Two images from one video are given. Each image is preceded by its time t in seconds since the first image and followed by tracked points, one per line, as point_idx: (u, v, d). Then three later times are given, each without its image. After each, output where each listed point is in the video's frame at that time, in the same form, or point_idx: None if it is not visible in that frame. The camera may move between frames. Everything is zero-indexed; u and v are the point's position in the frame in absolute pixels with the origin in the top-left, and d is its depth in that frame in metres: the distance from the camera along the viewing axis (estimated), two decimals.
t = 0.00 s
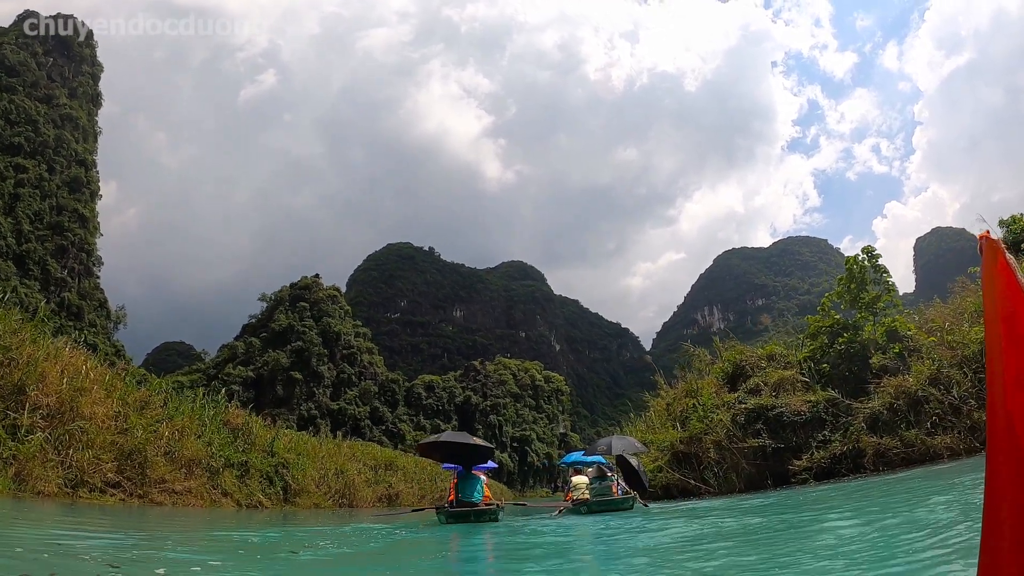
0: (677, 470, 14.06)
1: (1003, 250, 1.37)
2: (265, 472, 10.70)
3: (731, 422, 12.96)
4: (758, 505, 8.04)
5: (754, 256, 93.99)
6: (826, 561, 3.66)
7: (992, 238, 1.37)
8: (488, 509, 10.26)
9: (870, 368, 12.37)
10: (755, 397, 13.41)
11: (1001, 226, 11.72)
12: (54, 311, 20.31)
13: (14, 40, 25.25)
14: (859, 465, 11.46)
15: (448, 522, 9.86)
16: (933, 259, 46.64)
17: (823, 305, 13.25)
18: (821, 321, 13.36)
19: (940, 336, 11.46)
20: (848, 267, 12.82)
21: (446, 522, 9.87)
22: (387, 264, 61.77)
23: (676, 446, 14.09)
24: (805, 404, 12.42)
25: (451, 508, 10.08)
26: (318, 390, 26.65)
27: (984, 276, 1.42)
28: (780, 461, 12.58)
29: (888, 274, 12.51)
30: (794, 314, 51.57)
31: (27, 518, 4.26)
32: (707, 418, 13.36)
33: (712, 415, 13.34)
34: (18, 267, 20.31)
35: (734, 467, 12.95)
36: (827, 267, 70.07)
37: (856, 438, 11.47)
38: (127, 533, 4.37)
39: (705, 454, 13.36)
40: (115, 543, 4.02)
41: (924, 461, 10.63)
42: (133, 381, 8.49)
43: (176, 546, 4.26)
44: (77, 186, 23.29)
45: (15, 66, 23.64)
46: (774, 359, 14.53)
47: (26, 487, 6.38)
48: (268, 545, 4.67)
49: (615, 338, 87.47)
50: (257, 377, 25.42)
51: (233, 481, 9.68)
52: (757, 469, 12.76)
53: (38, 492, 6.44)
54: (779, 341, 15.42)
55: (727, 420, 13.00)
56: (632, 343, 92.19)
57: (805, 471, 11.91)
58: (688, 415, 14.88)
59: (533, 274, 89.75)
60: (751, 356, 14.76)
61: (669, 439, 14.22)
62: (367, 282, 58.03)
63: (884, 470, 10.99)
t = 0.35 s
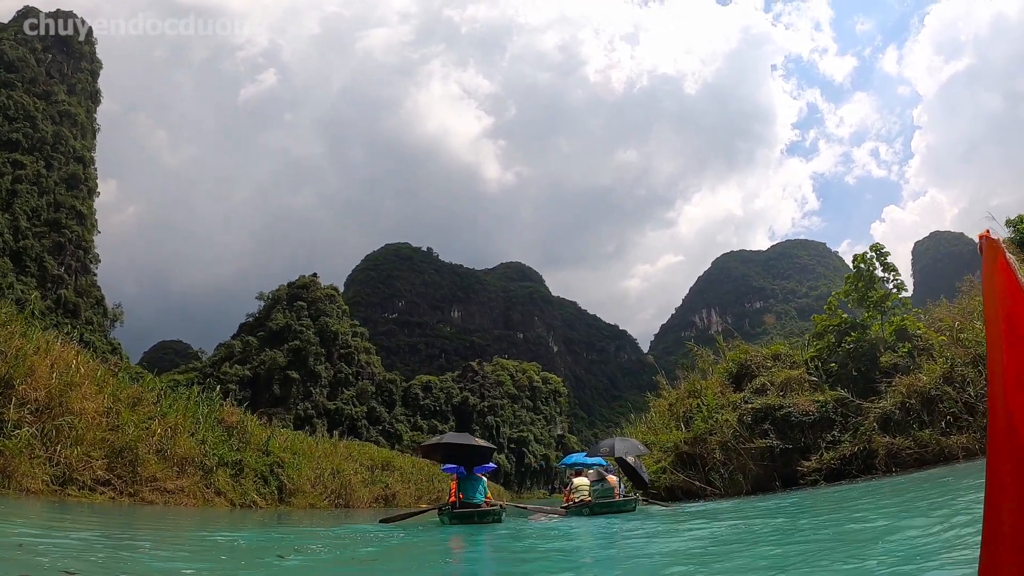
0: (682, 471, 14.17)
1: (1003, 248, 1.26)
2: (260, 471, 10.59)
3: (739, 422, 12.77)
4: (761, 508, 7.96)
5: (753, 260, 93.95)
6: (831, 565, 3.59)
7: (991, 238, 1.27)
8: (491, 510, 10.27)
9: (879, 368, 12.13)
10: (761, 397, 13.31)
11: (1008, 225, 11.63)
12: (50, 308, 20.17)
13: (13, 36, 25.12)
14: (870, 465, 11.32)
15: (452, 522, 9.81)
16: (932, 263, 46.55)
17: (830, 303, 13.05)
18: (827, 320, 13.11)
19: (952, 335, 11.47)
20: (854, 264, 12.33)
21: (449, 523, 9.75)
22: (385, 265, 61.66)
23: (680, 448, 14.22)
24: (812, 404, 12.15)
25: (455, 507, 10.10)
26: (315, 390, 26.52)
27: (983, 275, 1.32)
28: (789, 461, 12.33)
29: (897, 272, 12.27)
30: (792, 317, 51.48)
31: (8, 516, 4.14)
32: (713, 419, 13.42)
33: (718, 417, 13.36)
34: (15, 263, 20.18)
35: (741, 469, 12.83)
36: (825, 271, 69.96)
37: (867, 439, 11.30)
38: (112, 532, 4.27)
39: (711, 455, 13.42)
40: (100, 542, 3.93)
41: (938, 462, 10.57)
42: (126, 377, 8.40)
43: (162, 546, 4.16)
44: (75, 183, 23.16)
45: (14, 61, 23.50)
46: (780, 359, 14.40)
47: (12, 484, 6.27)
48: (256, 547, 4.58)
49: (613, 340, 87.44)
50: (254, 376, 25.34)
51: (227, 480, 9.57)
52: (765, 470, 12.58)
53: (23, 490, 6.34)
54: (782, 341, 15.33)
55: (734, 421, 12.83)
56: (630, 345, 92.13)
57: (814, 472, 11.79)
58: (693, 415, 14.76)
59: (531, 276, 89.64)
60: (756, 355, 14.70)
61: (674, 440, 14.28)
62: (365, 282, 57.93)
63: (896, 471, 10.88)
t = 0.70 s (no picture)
0: (690, 468, 14.17)
1: (1003, 247, 1.27)
2: (257, 472, 10.48)
3: (748, 418, 12.72)
4: (766, 506, 7.91)
5: (750, 258, 94.02)
6: (843, 564, 3.52)
7: (992, 237, 1.28)
8: (498, 509, 10.22)
9: (889, 361, 12.09)
10: (769, 391, 13.00)
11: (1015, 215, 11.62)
12: (46, 310, 20.01)
13: (8, 37, 24.94)
14: (885, 460, 11.10)
15: (459, 522, 9.74)
16: (929, 261, 46.59)
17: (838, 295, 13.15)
18: (836, 313, 13.27)
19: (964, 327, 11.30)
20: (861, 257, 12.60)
21: (456, 523, 9.70)
22: (383, 265, 61.54)
23: (687, 444, 14.18)
24: (823, 398, 11.96)
25: (462, 507, 10.01)
26: (313, 390, 26.41)
27: (983, 273, 1.31)
28: (799, 458, 12.21)
29: (906, 263, 12.26)
30: (790, 316, 51.46)
31: None
32: (720, 415, 13.43)
33: (724, 413, 13.33)
34: (10, 265, 20.03)
35: (751, 465, 12.84)
36: (822, 269, 70.04)
37: (881, 432, 11.09)
38: (103, 535, 4.19)
39: (720, 452, 13.36)
40: (89, 546, 3.84)
41: (955, 454, 10.41)
42: (120, 377, 8.32)
43: (154, 549, 4.07)
44: (71, 184, 23.01)
45: (9, 63, 23.34)
46: (787, 353, 14.32)
47: None
48: (252, 549, 4.50)
49: (610, 339, 87.48)
50: (252, 377, 25.27)
51: (222, 482, 9.47)
52: (775, 466, 12.49)
53: (11, 492, 6.23)
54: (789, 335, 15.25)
55: (742, 416, 12.79)
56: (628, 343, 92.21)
57: (827, 467, 11.66)
58: (701, 410, 14.76)
59: (529, 275, 89.53)
60: (764, 350, 14.46)
61: (680, 437, 14.30)
62: (362, 282, 57.79)
63: (912, 465, 10.68)
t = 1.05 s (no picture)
0: (696, 465, 14.04)
1: (1003, 251, 1.37)
2: (253, 473, 10.39)
3: (756, 413, 12.66)
4: (771, 504, 7.86)
5: (746, 256, 94.11)
6: (845, 560, 3.57)
7: (993, 242, 1.38)
8: (502, 509, 10.14)
9: (898, 355, 12.03)
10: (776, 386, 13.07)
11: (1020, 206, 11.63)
12: (41, 311, 19.86)
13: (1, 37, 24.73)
14: (897, 454, 11.05)
15: (464, 521, 9.69)
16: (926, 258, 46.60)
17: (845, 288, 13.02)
18: (842, 306, 13.15)
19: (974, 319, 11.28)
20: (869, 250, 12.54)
21: (460, 523, 9.64)
22: (379, 265, 61.40)
23: (693, 441, 14.00)
24: (832, 392, 11.95)
25: (467, 507, 10.00)
26: (310, 391, 26.33)
27: (985, 277, 1.41)
28: (809, 453, 12.19)
29: (914, 254, 12.20)
30: (787, 314, 51.47)
31: None
32: (726, 411, 13.30)
33: (730, 409, 13.23)
34: (5, 266, 19.87)
35: (759, 461, 12.79)
36: (818, 267, 70.09)
37: (894, 425, 10.99)
38: (95, 538, 4.11)
39: (727, 449, 13.22)
40: (79, 549, 3.76)
41: (970, 447, 10.31)
42: (110, 376, 8.23)
43: (147, 552, 4.00)
44: (66, 185, 22.86)
45: (3, 63, 23.17)
46: (793, 347, 14.31)
47: None
48: (247, 552, 4.42)
49: (607, 337, 87.50)
50: (248, 378, 25.09)
51: (217, 482, 9.37)
52: (784, 462, 12.45)
53: None
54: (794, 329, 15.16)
55: (750, 410, 12.73)
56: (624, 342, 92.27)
57: (838, 462, 11.54)
58: (705, 407, 14.71)
59: (525, 275, 89.44)
60: (769, 344, 14.49)
61: (685, 433, 14.12)
62: (359, 282, 57.64)
63: (928, 458, 10.52)
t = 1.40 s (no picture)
0: (700, 465, 13.73)
1: (1004, 244, 1.29)
2: (246, 470, 10.28)
3: (764, 411, 12.53)
4: (774, 505, 7.80)
5: (744, 258, 94.18)
6: (848, 563, 3.53)
7: (990, 236, 1.32)
8: (502, 509, 10.05)
9: (909, 353, 11.89)
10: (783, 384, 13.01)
11: None
12: (37, 306, 19.69)
13: None
14: (910, 453, 10.94)
15: (463, 521, 9.61)
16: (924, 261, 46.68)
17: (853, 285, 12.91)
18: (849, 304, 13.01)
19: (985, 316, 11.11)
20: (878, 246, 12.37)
21: (461, 523, 9.48)
22: (377, 263, 61.22)
23: (697, 439, 13.80)
24: (841, 390, 11.87)
25: (467, 506, 9.90)
26: (306, 388, 26.17)
27: (983, 272, 1.33)
28: (818, 453, 12.08)
29: (924, 249, 12.03)
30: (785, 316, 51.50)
31: None
32: (731, 409, 13.24)
33: (736, 408, 13.16)
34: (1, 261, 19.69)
35: (768, 460, 12.56)
36: (816, 270, 70.16)
37: (907, 424, 10.92)
38: (77, 536, 3.98)
39: (733, 448, 13.02)
40: (63, 546, 3.65)
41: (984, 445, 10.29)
42: (101, 369, 8.14)
43: (132, 551, 3.87)
44: (63, 179, 22.68)
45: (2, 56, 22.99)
46: (799, 345, 14.10)
47: None
48: (235, 551, 4.29)
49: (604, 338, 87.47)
50: (244, 374, 24.93)
51: (209, 479, 9.28)
52: (792, 461, 12.27)
53: None
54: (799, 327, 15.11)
55: (758, 409, 12.58)
56: (622, 343, 92.29)
57: (849, 462, 11.39)
58: (709, 406, 14.62)
59: (523, 274, 89.34)
60: (776, 343, 14.29)
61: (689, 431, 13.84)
62: (357, 280, 57.45)
63: (942, 457, 10.46)
